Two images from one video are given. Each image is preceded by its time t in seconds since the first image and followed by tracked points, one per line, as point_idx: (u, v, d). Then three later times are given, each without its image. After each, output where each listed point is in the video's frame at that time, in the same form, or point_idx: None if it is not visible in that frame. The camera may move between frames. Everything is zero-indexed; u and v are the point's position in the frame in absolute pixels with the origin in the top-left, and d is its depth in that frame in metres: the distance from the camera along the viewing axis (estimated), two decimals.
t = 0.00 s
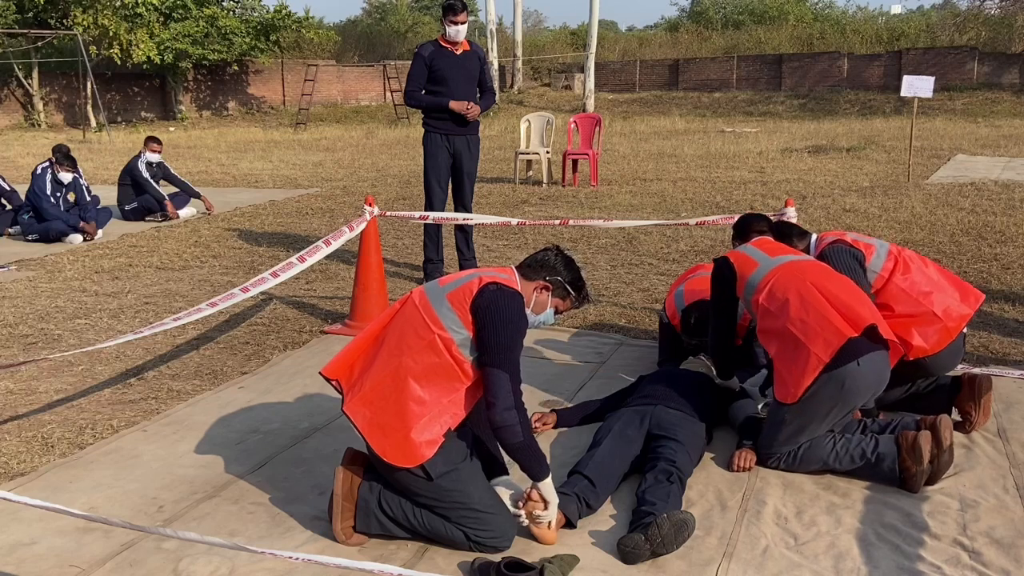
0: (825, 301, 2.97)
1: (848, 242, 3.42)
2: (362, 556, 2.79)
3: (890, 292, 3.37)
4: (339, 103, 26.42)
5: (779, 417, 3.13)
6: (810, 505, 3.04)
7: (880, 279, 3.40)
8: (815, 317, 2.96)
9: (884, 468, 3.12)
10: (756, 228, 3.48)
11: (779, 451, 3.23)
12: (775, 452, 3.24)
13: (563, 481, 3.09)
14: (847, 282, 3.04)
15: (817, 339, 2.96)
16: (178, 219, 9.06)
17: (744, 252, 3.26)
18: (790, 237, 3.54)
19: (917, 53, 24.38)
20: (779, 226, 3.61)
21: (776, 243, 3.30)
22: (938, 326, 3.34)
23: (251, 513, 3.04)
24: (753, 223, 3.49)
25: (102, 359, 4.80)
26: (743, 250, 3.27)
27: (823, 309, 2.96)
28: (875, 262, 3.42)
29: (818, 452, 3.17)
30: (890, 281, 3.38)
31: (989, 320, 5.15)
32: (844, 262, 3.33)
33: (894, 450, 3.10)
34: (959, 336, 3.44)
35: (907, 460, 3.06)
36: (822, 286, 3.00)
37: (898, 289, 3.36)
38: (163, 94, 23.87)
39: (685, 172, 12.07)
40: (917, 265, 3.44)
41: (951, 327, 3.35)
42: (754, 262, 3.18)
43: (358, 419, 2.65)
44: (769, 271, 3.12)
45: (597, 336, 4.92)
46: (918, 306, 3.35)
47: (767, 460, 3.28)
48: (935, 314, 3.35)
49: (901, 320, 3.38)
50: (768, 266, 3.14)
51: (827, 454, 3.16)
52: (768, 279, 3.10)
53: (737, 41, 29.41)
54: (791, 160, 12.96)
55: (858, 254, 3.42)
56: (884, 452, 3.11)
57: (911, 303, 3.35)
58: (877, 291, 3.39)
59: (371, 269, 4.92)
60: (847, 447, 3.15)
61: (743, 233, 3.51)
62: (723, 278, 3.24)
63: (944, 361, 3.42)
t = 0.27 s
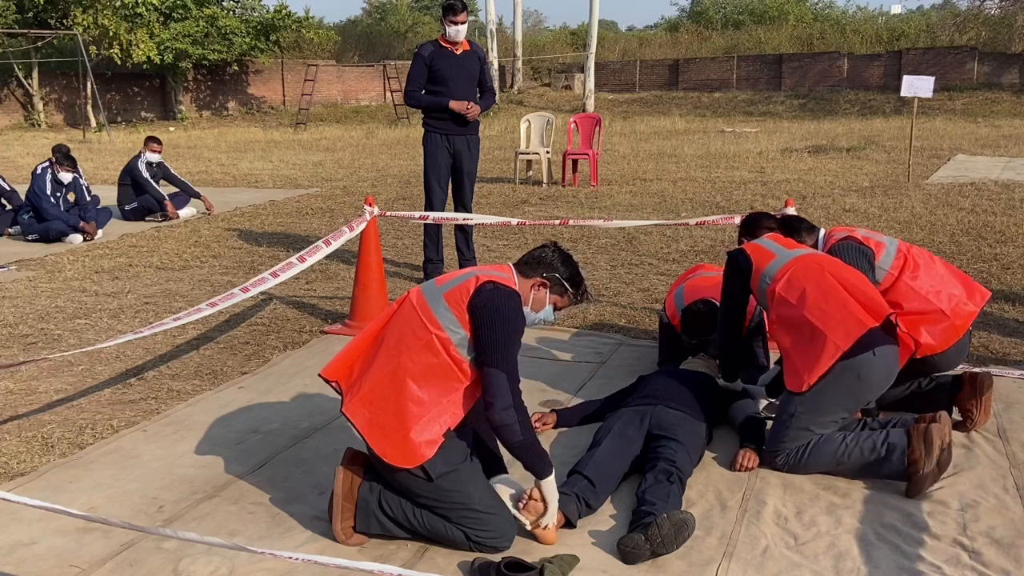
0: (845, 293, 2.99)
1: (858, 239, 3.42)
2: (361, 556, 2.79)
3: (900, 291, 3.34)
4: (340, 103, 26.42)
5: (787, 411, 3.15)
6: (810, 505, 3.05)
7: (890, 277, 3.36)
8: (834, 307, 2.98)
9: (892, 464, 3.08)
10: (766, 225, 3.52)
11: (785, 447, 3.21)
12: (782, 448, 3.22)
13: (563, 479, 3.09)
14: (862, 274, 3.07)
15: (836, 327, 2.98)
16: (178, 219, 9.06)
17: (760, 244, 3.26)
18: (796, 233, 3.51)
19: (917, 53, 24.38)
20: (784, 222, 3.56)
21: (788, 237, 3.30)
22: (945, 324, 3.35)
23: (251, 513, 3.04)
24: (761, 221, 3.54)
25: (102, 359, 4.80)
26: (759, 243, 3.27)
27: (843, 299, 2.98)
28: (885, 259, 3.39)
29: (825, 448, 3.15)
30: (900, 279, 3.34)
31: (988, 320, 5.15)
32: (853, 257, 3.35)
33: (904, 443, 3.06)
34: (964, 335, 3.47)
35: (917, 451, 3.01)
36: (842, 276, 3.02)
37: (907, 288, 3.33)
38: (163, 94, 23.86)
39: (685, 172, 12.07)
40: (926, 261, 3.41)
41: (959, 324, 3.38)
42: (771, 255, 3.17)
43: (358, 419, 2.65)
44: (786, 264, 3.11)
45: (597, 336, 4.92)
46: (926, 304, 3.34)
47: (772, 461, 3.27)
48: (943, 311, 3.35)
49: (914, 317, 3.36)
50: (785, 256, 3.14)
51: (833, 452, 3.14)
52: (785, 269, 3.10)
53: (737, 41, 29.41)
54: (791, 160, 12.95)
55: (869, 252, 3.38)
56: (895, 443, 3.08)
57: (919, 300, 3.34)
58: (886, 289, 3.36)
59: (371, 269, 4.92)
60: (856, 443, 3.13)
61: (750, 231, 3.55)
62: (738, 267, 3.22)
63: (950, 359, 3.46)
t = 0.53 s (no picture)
0: (857, 295, 2.99)
1: (863, 242, 3.43)
2: (361, 556, 2.79)
3: (904, 294, 3.36)
4: (340, 103, 26.42)
5: (800, 414, 3.12)
6: (810, 504, 3.04)
7: (894, 281, 3.39)
8: (849, 308, 2.98)
9: (904, 470, 3.05)
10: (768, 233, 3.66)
11: (795, 451, 3.18)
12: (793, 452, 3.19)
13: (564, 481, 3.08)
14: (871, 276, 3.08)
15: (853, 328, 2.97)
16: (178, 219, 9.05)
17: (768, 250, 3.26)
18: (809, 229, 3.52)
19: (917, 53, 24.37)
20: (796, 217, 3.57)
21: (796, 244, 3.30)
22: (949, 331, 3.35)
23: (251, 513, 3.04)
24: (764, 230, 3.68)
25: (102, 359, 4.80)
26: (767, 250, 3.27)
27: (857, 300, 2.98)
28: (891, 262, 3.40)
29: (837, 452, 3.12)
30: (904, 283, 3.36)
31: (988, 320, 5.15)
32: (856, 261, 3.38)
33: (918, 449, 3.03)
34: (970, 338, 3.45)
35: (932, 457, 2.98)
36: (853, 279, 3.02)
37: (911, 292, 3.35)
38: (163, 94, 23.86)
39: (685, 172, 12.06)
40: (934, 266, 3.42)
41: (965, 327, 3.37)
42: (781, 260, 3.17)
43: (355, 421, 2.65)
44: (797, 267, 3.10)
45: (598, 336, 4.92)
46: (930, 308, 3.35)
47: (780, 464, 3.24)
48: (947, 317, 3.35)
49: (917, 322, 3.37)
50: (794, 261, 3.14)
51: (844, 455, 3.11)
52: (797, 272, 3.10)
53: (737, 41, 29.41)
54: (791, 160, 12.95)
55: (873, 256, 3.39)
56: (910, 449, 3.04)
57: (924, 305, 3.35)
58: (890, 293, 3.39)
59: (371, 270, 4.92)
60: (868, 447, 3.10)
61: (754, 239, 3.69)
62: (746, 272, 3.21)
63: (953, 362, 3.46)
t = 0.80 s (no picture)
0: (859, 299, 2.99)
1: (871, 236, 3.43)
2: (361, 556, 2.79)
3: (907, 293, 3.36)
4: (340, 103, 26.43)
5: (799, 417, 3.12)
6: (811, 505, 3.04)
7: (898, 278, 3.40)
8: (851, 312, 2.97)
9: (902, 470, 3.05)
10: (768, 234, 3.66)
11: (793, 454, 3.18)
12: (791, 454, 3.18)
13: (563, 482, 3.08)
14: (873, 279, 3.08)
15: (856, 332, 2.97)
16: (177, 219, 9.05)
17: (771, 250, 3.24)
18: (819, 221, 3.49)
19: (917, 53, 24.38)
20: (806, 209, 3.54)
21: (799, 245, 3.29)
22: (950, 331, 3.36)
23: (251, 513, 3.04)
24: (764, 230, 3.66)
25: (102, 359, 4.80)
26: (771, 250, 3.25)
27: (860, 305, 2.98)
28: (896, 259, 3.41)
29: (835, 454, 3.12)
30: (908, 280, 3.37)
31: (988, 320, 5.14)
32: (863, 256, 3.38)
33: (916, 449, 3.03)
34: (972, 339, 3.45)
35: (930, 458, 2.99)
36: (856, 282, 3.02)
37: (914, 291, 3.35)
38: (162, 94, 23.86)
39: (685, 172, 12.06)
40: (941, 265, 3.42)
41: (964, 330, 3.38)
42: (784, 260, 3.15)
43: (351, 422, 2.65)
44: (801, 269, 3.09)
45: (598, 336, 4.92)
46: (932, 307, 3.35)
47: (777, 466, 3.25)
48: (948, 317, 3.35)
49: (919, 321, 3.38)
50: (798, 262, 3.12)
51: (841, 456, 3.11)
52: (801, 274, 3.08)
53: (737, 41, 29.42)
54: (791, 160, 12.95)
55: (879, 250, 3.40)
56: (908, 450, 3.04)
57: (926, 304, 3.35)
58: (894, 289, 3.39)
59: (371, 269, 4.92)
60: (866, 449, 3.10)
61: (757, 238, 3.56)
62: (750, 273, 3.19)
63: (954, 362, 3.45)
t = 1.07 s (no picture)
0: (859, 300, 2.99)
1: (879, 232, 3.46)
2: (361, 556, 2.79)
3: (911, 291, 3.36)
4: (340, 103, 26.43)
5: (800, 417, 3.12)
6: (811, 505, 3.04)
7: (904, 274, 3.39)
8: (852, 314, 2.97)
9: (902, 470, 3.05)
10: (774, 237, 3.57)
11: (793, 454, 3.18)
12: (791, 455, 3.19)
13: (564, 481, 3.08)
14: (873, 281, 3.08)
15: (857, 334, 2.97)
16: (178, 219, 9.06)
17: (770, 253, 3.24)
18: (826, 214, 3.62)
19: (917, 53, 24.39)
20: (815, 204, 3.69)
21: (802, 247, 3.29)
22: (951, 331, 3.36)
23: (251, 513, 3.04)
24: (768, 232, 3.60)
25: (102, 359, 4.80)
26: (773, 252, 3.25)
27: (860, 306, 2.98)
28: (902, 255, 3.41)
29: (835, 454, 3.12)
30: (913, 278, 3.37)
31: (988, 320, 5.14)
32: (870, 250, 3.43)
33: (916, 448, 3.03)
34: (974, 339, 3.45)
35: (930, 457, 2.98)
36: (855, 284, 3.02)
37: (918, 289, 3.36)
38: (162, 94, 23.86)
39: (685, 172, 12.07)
40: (944, 265, 3.42)
41: (967, 330, 3.37)
42: (784, 263, 3.16)
43: (352, 426, 2.65)
44: (803, 271, 3.09)
45: (598, 336, 4.91)
46: (934, 306, 3.35)
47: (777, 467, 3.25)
48: (950, 316, 3.35)
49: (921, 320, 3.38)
50: (798, 264, 3.13)
51: (841, 456, 3.11)
52: (801, 276, 3.09)
53: (737, 41, 29.42)
54: (792, 160, 12.96)
55: (886, 244, 3.42)
56: (907, 449, 3.04)
57: (929, 302, 3.35)
58: (899, 286, 3.39)
59: (372, 269, 4.92)
60: (867, 449, 3.10)
61: (761, 239, 3.53)
62: (753, 276, 3.19)
63: (955, 361, 3.45)
